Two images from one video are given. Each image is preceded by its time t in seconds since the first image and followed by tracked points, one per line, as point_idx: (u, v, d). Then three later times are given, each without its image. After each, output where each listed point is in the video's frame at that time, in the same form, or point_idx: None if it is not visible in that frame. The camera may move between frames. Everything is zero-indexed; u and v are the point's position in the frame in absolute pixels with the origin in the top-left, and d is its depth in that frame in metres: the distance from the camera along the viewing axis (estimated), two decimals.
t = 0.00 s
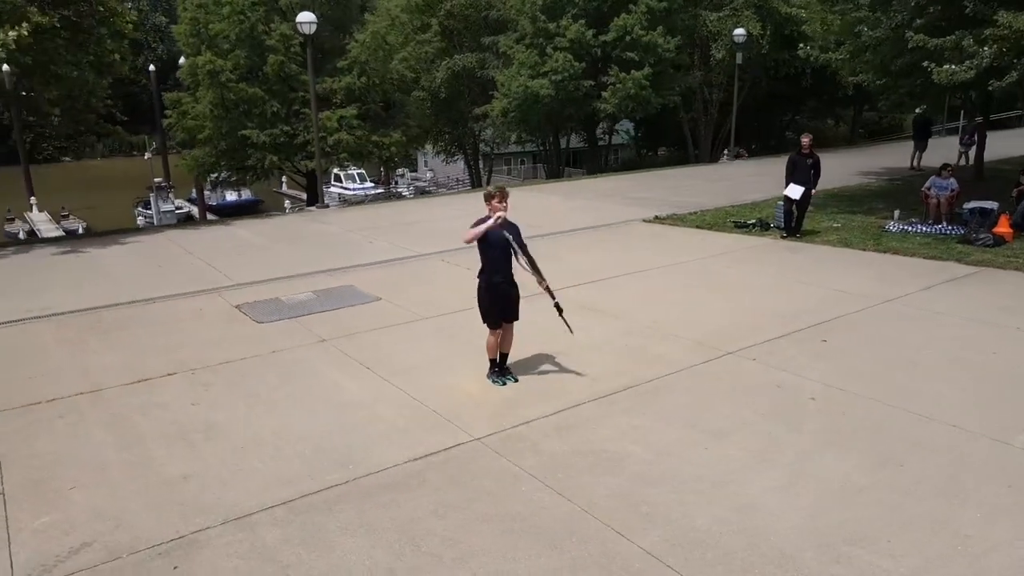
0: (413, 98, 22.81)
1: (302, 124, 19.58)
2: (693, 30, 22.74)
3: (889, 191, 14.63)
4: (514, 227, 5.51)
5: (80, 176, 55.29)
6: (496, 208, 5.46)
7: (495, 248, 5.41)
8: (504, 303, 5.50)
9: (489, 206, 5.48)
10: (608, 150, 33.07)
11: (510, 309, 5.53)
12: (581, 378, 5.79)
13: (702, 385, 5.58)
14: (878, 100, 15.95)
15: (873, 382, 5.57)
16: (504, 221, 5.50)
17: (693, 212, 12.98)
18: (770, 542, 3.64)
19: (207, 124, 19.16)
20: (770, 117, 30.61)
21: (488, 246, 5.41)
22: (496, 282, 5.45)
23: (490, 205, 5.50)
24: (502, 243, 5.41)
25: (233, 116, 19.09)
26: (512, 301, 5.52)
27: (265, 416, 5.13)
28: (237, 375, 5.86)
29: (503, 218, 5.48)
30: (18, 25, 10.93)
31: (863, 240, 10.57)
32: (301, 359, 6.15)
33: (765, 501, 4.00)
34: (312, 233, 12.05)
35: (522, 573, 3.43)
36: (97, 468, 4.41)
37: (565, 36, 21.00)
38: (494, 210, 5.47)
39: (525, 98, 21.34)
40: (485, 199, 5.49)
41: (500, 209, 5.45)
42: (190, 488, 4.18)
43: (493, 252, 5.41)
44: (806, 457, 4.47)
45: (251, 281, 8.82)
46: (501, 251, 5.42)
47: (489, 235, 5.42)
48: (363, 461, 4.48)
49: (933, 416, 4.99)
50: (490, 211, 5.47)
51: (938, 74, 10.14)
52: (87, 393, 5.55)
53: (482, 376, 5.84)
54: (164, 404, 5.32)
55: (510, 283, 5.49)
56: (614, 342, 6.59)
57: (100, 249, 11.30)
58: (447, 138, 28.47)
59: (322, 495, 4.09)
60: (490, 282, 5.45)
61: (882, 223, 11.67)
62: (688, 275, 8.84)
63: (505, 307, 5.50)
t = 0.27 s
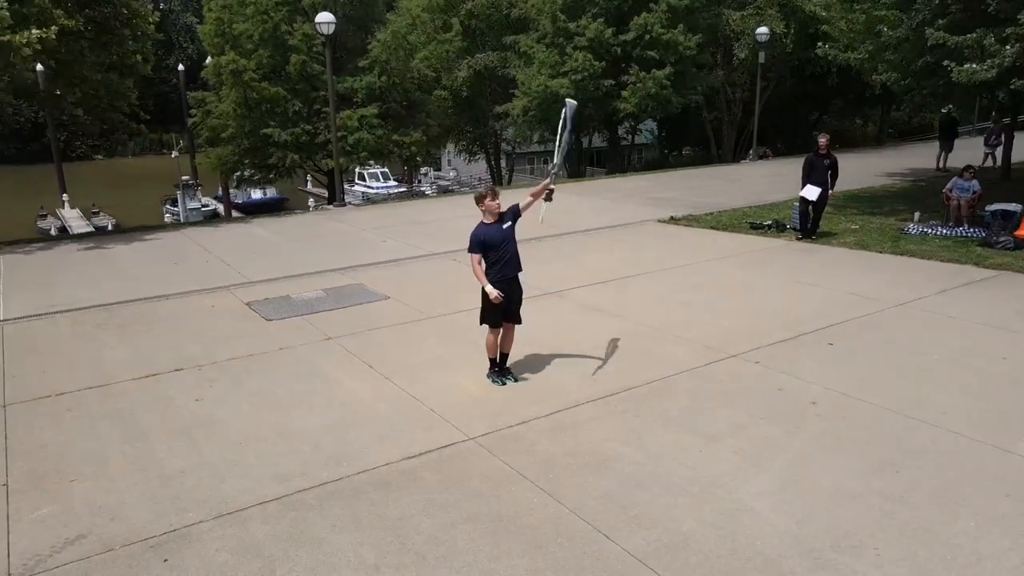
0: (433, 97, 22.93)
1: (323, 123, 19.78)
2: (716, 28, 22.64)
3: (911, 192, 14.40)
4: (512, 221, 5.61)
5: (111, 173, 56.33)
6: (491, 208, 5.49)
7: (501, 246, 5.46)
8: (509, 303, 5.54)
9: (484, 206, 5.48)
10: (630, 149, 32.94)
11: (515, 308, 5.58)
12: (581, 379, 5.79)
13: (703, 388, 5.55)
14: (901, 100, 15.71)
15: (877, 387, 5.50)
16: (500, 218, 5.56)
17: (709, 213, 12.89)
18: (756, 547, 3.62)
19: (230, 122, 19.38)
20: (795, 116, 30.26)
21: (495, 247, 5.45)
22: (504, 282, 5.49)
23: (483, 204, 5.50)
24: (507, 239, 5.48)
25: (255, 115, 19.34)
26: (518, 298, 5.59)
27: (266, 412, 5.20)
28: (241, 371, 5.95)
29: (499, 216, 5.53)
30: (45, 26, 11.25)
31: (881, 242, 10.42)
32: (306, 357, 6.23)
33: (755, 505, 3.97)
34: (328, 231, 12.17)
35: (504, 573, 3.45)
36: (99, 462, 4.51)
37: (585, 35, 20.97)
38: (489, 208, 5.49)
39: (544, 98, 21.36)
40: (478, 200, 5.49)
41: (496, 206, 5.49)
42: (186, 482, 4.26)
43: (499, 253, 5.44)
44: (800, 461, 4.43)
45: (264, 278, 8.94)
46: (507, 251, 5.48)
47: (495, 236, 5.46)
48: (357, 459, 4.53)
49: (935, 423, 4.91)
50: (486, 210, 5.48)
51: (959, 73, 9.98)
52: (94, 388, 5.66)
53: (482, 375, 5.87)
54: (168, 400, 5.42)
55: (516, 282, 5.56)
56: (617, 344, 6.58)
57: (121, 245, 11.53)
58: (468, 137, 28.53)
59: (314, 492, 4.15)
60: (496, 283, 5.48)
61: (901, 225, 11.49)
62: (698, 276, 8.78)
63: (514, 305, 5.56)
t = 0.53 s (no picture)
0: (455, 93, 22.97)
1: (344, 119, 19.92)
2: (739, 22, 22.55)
3: (935, 192, 14.14)
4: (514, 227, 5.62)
5: (142, 165, 57.30)
6: (494, 210, 5.50)
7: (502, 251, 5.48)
8: (512, 306, 5.56)
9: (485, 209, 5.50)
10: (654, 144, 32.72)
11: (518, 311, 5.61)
12: (581, 383, 5.80)
13: (702, 395, 5.53)
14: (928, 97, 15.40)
15: (879, 397, 5.44)
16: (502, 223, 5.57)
17: (725, 212, 12.78)
18: (740, 563, 3.62)
19: (253, 118, 19.58)
20: (822, 112, 29.81)
21: (501, 249, 5.47)
22: (506, 285, 5.51)
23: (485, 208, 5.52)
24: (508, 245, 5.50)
25: (278, 110, 19.54)
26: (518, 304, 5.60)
27: (267, 413, 5.29)
28: (247, 371, 6.06)
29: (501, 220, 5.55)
30: (72, 25, 11.53)
31: (899, 244, 10.26)
32: (311, 357, 6.32)
33: (742, 520, 3.97)
34: (344, 228, 12.28)
35: None
36: (102, 461, 4.63)
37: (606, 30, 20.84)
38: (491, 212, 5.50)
39: (565, 93, 21.32)
40: (481, 203, 5.50)
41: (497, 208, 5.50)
42: (184, 484, 4.36)
43: (504, 255, 5.47)
44: (793, 474, 4.41)
45: (276, 276, 9.06)
46: (511, 254, 5.52)
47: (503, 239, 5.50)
48: (352, 463, 4.60)
49: (935, 436, 4.85)
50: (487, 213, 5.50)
51: (983, 72, 9.76)
52: (104, 386, 5.80)
53: (483, 378, 5.90)
54: (173, 399, 5.54)
55: (517, 286, 5.59)
56: (620, 348, 6.58)
57: (141, 241, 11.75)
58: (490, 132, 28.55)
59: (307, 496, 4.22)
60: (499, 286, 5.49)
61: (922, 227, 11.29)
62: (709, 278, 8.73)
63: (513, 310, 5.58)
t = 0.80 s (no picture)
0: (477, 75, 22.89)
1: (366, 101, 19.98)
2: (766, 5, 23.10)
3: (961, 181, 13.83)
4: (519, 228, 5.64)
5: (171, 143, 57.96)
6: (497, 211, 5.54)
7: (505, 252, 5.52)
8: (517, 306, 5.59)
9: (489, 210, 5.55)
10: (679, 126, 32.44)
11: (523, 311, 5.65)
12: (580, 383, 5.85)
13: (700, 397, 5.55)
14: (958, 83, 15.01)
15: (879, 403, 5.41)
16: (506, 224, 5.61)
17: (743, 201, 12.64)
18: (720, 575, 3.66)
19: (276, 100, 19.70)
20: (853, 93, 29.17)
21: (506, 249, 5.52)
22: (509, 287, 5.56)
23: (489, 209, 5.57)
24: (512, 246, 5.54)
25: (300, 93, 19.66)
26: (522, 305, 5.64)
27: (271, 408, 5.43)
28: (253, 365, 6.19)
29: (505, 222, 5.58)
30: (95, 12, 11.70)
31: (918, 239, 10.08)
32: (317, 352, 6.45)
33: (727, 529, 4.00)
34: (360, 215, 12.38)
35: None
36: (109, 455, 4.79)
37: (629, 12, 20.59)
38: (494, 213, 5.55)
39: (587, 76, 21.14)
40: (485, 204, 5.55)
41: (500, 210, 5.54)
42: (185, 480, 4.50)
43: (507, 257, 5.51)
44: (783, 482, 4.43)
45: (290, 266, 9.19)
46: (514, 255, 5.55)
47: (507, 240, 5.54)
48: (348, 462, 4.71)
49: (932, 446, 4.82)
50: (490, 214, 5.56)
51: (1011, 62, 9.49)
52: (115, 378, 5.97)
53: (483, 376, 5.98)
54: (181, 393, 5.69)
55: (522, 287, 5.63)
56: (623, 346, 6.60)
57: (162, 227, 11.96)
58: (514, 114, 28.38)
59: (302, 495, 4.34)
60: (502, 288, 5.55)
61: (944, 219, 11.07)
62: (719, 273, 8.68)
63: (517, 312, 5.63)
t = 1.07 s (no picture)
0: (498, 61, 22.80)
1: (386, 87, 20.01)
2: None
3: (988, 173, 13.51)
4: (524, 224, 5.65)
5: (199, 126, 58.62)
6: (504, 208, 5.52)
7: (513, 248, 5.53)
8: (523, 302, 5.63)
9: (495, 207, 5.51)
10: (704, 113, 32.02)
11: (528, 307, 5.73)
12: (579, 378, 5.85)
13: (698, 394, 5.53)
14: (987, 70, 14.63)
15: (881, 403, 5.34)
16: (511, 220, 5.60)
17: (761, 192, 12.48)
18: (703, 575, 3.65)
19: (297, 86, 19.80)
20: (882, 79, 28.55)
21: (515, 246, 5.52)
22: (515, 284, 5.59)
23: (495, 205, 5.53)
24: (519, 243, 5.55)
25: (321, 79, 19.74)
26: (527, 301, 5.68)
27: (272, 398, 5.51)
28: (258, 355, 6.28)
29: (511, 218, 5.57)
30: None
31: (937, 232, 9.89)
32: (321, 342, 6.52)
33: (714, 529, 3.99)
34: (374, 203, 12.44)
35: None
36: (112, 443, 4.90)
37: None
38: (501, 209, 5.52)
39: (608, 62, 20.94)
40: (492, 200, 5.50)
41: (507, 207, 5.52)
42: (183, 468, 4.60)
43: (515, 254, 5.53)
44: (775, 482, 4.40)
45: (301, 254, 9.28)
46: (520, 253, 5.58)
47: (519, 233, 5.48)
48: (343, 454, 4.77)
49: (931, 448, 4.75)
50: (497, 210, 5.52)
51: None
52: (124, 365, 6.10)
53: (484, 370, 6.00)
54: (185, 381, 5.79)
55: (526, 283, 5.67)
56: (625, 341, 6.58)
57: (180, 213, 12.13)
58: (536, 100, 28.24)
59: (296, 486, 4.40)
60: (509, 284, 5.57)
61: (966, 212, 10.83)
62: (729, 266, 8.60)
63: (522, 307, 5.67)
